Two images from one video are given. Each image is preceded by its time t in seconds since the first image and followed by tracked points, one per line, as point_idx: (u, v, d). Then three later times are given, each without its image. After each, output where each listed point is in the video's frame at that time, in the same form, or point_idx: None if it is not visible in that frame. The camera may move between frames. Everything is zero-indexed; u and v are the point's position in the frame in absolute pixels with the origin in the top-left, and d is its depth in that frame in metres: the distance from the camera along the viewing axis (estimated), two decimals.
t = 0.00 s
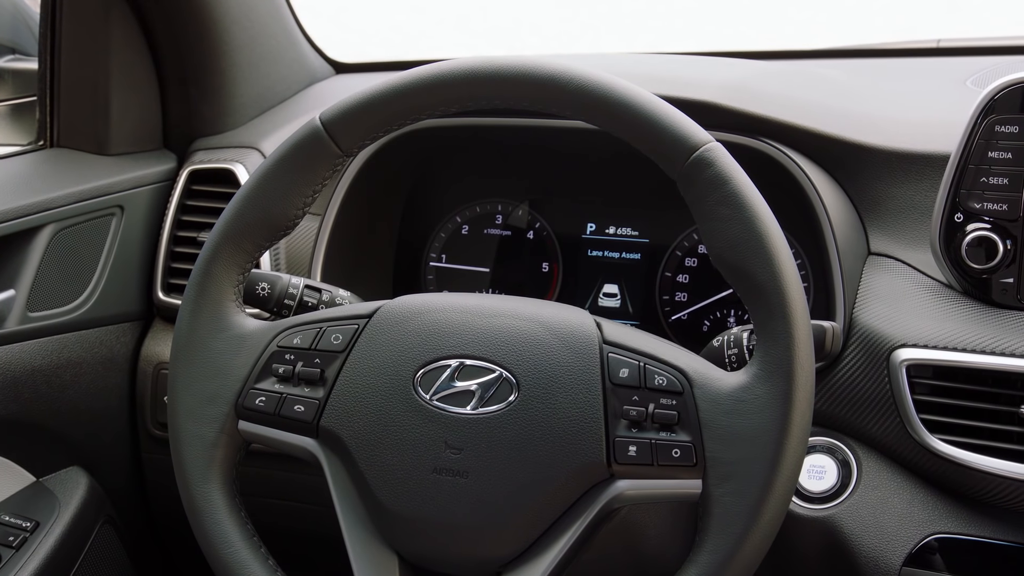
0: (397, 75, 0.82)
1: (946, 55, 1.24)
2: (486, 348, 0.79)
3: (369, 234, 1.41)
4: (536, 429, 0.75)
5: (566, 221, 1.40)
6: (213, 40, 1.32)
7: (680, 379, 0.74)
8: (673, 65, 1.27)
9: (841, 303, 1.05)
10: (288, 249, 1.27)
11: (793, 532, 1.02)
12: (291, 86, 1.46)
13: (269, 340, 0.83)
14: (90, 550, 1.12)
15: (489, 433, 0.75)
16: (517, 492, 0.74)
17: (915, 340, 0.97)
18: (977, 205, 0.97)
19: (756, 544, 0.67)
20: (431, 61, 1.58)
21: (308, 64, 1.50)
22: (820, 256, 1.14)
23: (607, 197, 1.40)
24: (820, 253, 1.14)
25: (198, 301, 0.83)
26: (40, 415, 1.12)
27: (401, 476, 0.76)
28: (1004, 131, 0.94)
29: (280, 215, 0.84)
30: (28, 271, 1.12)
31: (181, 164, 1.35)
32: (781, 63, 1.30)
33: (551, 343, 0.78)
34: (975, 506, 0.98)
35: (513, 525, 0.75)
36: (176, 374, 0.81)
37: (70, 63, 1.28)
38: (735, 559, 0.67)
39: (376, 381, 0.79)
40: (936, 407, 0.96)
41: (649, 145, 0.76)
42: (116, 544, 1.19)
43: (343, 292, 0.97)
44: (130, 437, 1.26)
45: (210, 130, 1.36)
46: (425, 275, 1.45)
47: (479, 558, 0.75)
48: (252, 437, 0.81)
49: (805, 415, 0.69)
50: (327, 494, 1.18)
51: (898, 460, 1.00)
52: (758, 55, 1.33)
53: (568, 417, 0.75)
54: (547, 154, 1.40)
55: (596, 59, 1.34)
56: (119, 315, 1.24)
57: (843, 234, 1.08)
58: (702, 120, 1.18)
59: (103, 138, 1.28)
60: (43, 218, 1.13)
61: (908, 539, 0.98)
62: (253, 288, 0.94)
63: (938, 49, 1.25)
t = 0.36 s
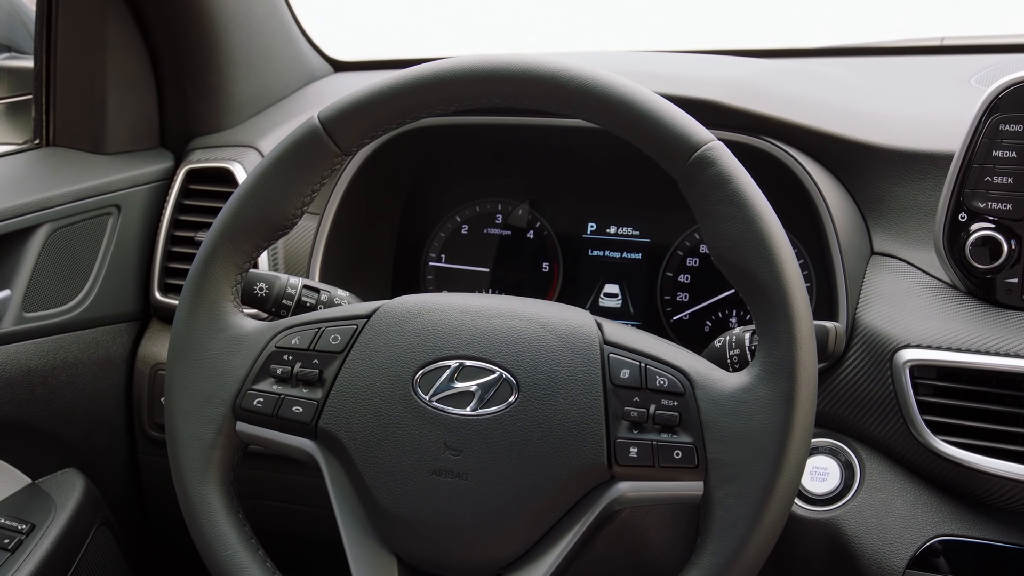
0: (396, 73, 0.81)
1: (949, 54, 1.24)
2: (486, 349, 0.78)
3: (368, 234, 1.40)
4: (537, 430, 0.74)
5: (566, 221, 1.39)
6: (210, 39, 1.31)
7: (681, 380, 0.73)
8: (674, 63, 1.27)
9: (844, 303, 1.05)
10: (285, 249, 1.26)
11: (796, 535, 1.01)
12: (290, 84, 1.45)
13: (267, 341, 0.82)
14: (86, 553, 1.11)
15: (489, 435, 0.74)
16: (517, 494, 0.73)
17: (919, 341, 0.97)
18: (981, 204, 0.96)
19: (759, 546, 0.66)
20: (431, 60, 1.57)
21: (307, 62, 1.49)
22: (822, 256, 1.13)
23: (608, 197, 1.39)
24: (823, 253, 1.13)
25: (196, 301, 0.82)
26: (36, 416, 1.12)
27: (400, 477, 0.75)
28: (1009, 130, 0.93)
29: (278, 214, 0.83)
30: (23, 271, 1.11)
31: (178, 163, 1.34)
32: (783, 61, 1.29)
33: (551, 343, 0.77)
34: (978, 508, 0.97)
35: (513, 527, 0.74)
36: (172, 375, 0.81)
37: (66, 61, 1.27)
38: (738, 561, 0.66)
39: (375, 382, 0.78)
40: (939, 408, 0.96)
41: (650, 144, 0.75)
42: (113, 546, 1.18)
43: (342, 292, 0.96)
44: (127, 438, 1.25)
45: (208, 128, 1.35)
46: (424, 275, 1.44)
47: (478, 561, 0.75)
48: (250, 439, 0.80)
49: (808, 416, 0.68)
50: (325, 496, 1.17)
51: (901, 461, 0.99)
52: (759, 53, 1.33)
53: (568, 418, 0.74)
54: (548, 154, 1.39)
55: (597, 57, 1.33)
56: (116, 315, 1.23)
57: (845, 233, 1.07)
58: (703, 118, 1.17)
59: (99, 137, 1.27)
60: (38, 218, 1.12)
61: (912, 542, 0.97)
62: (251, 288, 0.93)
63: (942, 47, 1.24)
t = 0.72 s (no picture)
0: (395, 70, 0.80)
1: (954, 51, 1.22)
2: (485, 350, 0.77)
3: (367, 233, 1.39)
4: (537, 431, 0.73)
5: (567, 220, 1.38)
6: (208, 36, 1.30)
7: (683, 382, 0.72)
8: (676, 60, 1.26)
9: (848, 303, 1.03)
10: (283, 248, 1.25)
11: (799, 537, 1.00)
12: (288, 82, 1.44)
13: (265, 341, 0.81)
14: (81, 556, 1.10)
15: (489, 437, 0.73)
16: (517, 496, 0.72)
17: (923, 342, 0.96)
18: (987, 203, 0.94)
19: (761, 549, 0.65)
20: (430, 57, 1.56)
21: (305, 60, 1.48)
22: (826, 256, 1.12)
23: (609, 196, 1.38)
24: (826, 252, 1.12)
25: (192, 301, 0.81)
26: (31, 417, 1.11)
27: (398, 479, 0.74)
28: (1014, 128, 0.92)
29: (275, 214, 0.82)
30: (18, 271, 1.10)
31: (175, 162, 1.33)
32: (786, 59, 1.28)
33: (552, 344, 0.76)
34: (983, 510, 0.96)
35: (513, 530, 0.73)
36: (169, 375, 0.79)
37: (62, 59, 1.26)
38: (740, 565, 0.65)
39: (373, 383, 0.77)
40: (944, 410, 0.94)
41: (651, 142, 0.74)
42: (109, 548, 1.17)
43: (340, 292, 0.95)
44: (123, 439, 1.24)
45: (205, 127, 1.34)
46: (424, 274, 1.43)
47: (477, 564, 0.74)
48: (247, 441, 0.79)
49: (811, 417, 0.67)
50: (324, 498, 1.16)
51: (905, 463, 0.98)
52: (762, 51, 1.31)
53: (569, 420, 0.73)
54: (548, 152, 1.38)
55: (598, 55, 1.32)
56: (113, 315, 1.22)
57: (849, 232, 1.06)
58: (706, 117, 1.16)
59: (95, 135, 1.26)
60: (32, 218, 1.11)
61: (915, 544, 0.96)
62: (249, 288, 0.92)
63: (947, 44, 1.23)
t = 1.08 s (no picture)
0: (394, 68, 0.79)
1: (960, 48, 1.21)
2: (485, 351, 0.75)
3: (366, 233, 1.38)
4: (537, 433, 0.72)
5: (567, 220, 1.37)
6: (204, 33, 1.29)
7: (685, 383, 0.71)
8: (678, 58, 1.24)
9: (851, 303, 1.02)
10: (281, 248, 1.24)
11: (802, 540, 0.99)
12: (285, 80, 1.43)
13: (262, 342, 0.80)
14: (76, 558, 1.08)
15: (489, 439, 0.72)
16: (518, 499, 0.71)
17: (928, 342, 0.94)
18: (993, 202, 0.93)
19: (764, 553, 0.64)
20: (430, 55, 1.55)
21: (302, 57, 1.46)
22: (830, 256, 1.11)
23: (610, 195, 1.37)
24: (830, 252, 1.10)
25: (188, 301, 0.80)
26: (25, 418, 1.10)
27: (397, 481, 0.73)
28: (1021, 126, 0.91)
29: (272, 213, 0.80)
30: (12, 271, 1.09)
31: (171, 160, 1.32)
32: (790, 56, 1.26)
33: (552, 345, 0.75)
34: (988, 513, 0.95)
35: (513, 533, 0.71)
36: (165, 376, 0.78)
37: (56, 56, 1.25)
38: (743, 569, 0.64)
39: (371, 384, 0.76)
40: (949, 411, 0.93)
41: (651, 140, 0.73)
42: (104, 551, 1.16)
43: (338, 292, 0.93)
44: (118, 440, 1.23)
45: (202, 124, 1.32)
46: (422, 274, 1.42)
47: (477, 568, 0.72)
48: (243, 443, 0.78)
49: (815, 419, 0.66)
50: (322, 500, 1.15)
51: (911, 466, 0.97)
52: (765, 48, 1.30)
53: (570, 422, 0.72)
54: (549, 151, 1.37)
55: (599, 53, 1.31)
56: (108, 316, 1.21)
57: (853, 231, 1.05)
58: (708, 115, 1.15)
59: (90, 133, 1.25)
60: (26, 216, 1.10)
61: (921, 547, 0.95)
62: (245, 288, 0.91)
63: (952, 41, 1.21)
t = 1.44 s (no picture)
0: (393, 66, 0.78)
1: (965, 45, 1.20)
2: (484, 351, 0.74)
3: (364, 232, 1.37)
4: (538, 435, 0.71)
5: (567, 219, 1.36)
6: (201, 30, 1.28)
7: (687, 384, 0.70)
8: (681, 55, 1.23)
9: (855, 303, 1.01)
10: (279, 247, 1.23)
11: (804, 542, 0.98)
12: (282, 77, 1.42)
13: (259, 343, 0.79)
14: (72, 560, 1.08)
15: (489, 440, 0.71)
16: (518, 501, 0.70)
17: (933, 343, 0.93)
18: (998, 201, 0.92)
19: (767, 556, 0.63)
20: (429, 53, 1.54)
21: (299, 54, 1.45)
22: (833, 256, 1.10)
23: (611, 194, 1.36)
24: (833, 252, 1.09)
25: (185, 301, 0.79)
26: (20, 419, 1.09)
27: (395, 483, 0.72)
28: None
29: (269, 212, 0.79)
30: (8, 270, 1.08)
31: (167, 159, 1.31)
32: (792, 54, 1.25)
33: (553, 346, 0.73)
34: (993, 515, 0.94)
35: (513, 536, 0.70)
36: (161, 377, 0.77)
37: (51, 53, 1.24)
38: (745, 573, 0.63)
39: (370, 385, 0.75)
40: (953, 413, 0.92)
41: (652, 138, 0.72)
42: (99, 554, 1.15)
43: (336, 292, 0.92)
44: (115, 441, 1.22)
45: (199, 123, 1.32)
46: (421, 274, 1.41)
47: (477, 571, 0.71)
48: (240, 444, 0.77)
49: (817, 421, 0.65)
50: (320, 502, 1.14)
51: (915, 468, 0.96)
52: (767, 46, 1.29)
53: (570, 423, 0.71)
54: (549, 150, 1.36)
55: (600, 50, 1.30)
56: (104, 316, 1.20)
57: (857, 231, 1.04)
58: (711, 113, 1.14)
59: (86, 132, 1.24)
60: (22, 216, 1.09)
61: (925, 550, 0.94)
62: (243, 288, 0.90)
63: (957, 38, 1.20)
